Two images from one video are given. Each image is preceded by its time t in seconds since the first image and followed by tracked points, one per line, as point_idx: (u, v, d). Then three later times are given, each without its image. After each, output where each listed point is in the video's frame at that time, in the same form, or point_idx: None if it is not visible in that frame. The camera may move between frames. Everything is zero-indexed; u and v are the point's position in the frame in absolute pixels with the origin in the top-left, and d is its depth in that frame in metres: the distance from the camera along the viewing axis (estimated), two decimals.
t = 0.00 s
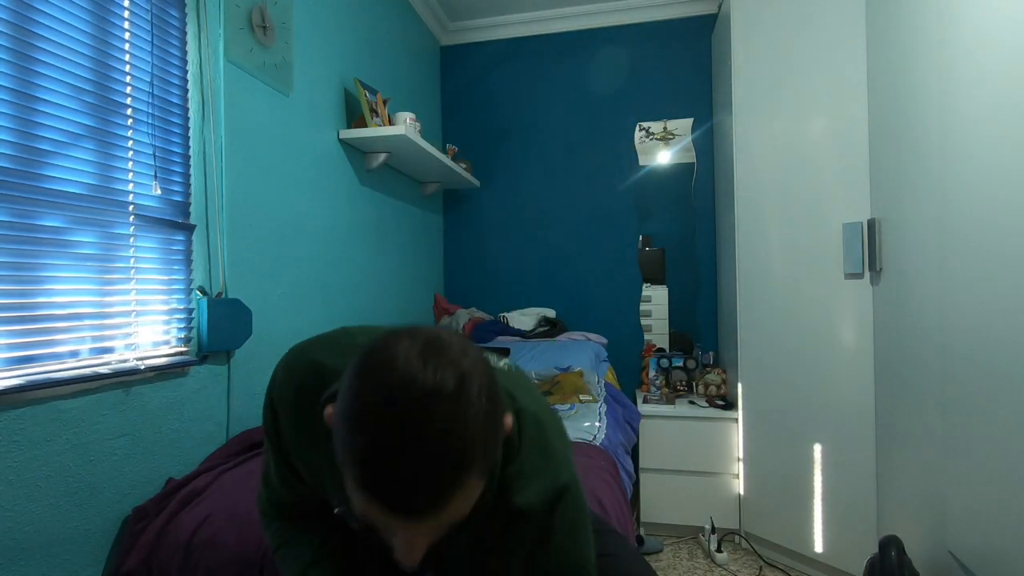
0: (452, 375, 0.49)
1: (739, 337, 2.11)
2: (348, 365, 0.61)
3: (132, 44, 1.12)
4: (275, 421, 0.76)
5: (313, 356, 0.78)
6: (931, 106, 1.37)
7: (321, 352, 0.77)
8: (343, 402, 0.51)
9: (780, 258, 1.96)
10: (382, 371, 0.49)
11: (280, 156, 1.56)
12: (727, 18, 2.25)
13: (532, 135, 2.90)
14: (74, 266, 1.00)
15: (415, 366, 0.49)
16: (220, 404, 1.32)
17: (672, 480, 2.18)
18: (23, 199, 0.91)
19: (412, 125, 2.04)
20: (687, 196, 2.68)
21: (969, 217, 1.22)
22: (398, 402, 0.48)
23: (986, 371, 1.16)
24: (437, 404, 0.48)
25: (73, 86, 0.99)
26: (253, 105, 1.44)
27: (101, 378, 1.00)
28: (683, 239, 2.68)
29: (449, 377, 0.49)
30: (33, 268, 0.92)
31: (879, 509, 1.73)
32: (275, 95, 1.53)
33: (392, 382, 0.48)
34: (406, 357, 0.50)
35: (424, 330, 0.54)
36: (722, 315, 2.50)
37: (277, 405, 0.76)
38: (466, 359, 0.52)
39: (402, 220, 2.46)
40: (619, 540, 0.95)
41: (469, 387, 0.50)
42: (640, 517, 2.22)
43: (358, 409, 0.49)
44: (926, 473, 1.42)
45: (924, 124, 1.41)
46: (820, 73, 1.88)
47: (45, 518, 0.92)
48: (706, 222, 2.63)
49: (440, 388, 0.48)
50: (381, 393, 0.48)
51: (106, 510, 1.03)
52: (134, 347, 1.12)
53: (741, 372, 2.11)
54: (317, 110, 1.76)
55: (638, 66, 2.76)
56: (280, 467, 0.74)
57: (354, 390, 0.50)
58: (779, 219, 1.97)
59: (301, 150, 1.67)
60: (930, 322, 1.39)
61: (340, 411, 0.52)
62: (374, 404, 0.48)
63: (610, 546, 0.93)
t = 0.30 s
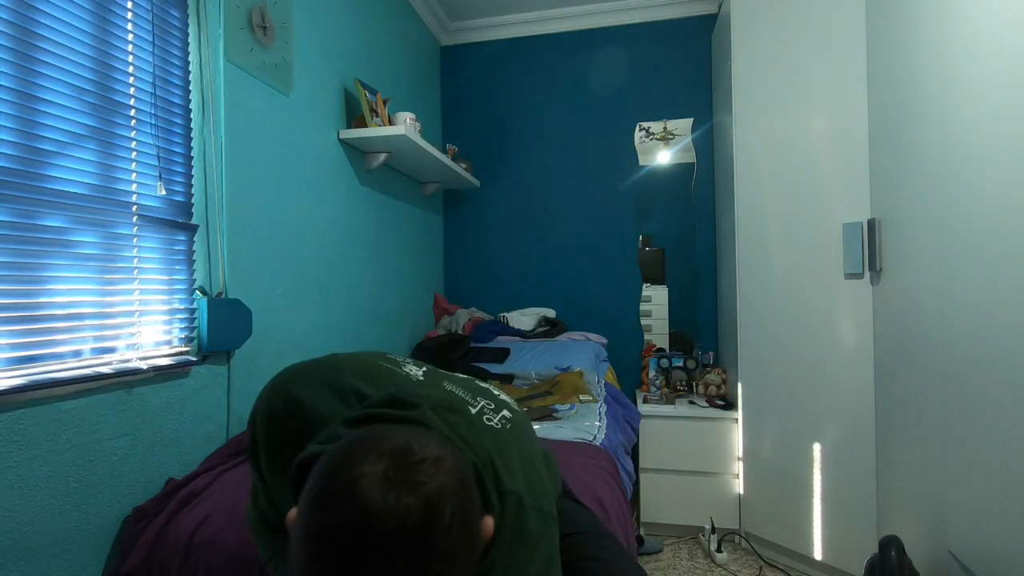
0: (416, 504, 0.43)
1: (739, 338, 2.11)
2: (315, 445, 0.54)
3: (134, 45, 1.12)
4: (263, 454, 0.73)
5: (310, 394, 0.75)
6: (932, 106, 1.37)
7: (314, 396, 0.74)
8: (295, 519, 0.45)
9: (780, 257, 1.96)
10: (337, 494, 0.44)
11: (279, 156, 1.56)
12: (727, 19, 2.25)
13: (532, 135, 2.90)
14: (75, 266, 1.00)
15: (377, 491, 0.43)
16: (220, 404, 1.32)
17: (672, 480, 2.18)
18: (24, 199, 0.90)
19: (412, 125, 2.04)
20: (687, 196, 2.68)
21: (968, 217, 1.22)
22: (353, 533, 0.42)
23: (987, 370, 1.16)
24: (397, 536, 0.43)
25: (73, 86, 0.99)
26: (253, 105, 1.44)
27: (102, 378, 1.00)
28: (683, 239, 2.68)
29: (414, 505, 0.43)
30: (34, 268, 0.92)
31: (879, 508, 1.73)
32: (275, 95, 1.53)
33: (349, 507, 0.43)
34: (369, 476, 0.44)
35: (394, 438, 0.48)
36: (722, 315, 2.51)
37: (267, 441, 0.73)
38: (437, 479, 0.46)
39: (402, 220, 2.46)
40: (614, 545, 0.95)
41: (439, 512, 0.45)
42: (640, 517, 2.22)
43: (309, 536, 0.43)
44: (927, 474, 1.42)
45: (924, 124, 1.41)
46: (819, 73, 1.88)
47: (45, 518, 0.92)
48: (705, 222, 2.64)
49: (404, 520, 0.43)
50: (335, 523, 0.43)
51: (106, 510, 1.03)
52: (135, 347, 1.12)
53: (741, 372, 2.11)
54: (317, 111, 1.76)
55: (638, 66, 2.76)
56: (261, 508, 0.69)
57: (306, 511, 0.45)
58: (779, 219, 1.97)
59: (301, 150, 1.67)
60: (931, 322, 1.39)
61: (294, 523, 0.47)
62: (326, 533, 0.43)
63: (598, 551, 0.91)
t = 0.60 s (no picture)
0: (370, 406, 0.48)
1: (739, 337, 2.11)
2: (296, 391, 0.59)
3: (135, 46, 1.12)
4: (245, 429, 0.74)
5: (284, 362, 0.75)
6: (932, 106, 1.37)
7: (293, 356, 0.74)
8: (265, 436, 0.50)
9: (780, 258, 1.96)
10: (300, 406, 0.48)
11: (279, 156, 1.56)
12: (727, 18, 2.25)
13: (531, 135, 2.90)
14: (75, 266, 1.00)
15: (336, 399, 0.47)
16: (220, 404, 1.32)
17: (672, 479, 2.18)
18: (24, 199, 0.90)
19: (412, 125, 2.04)
20: (687, 196, 2.68)
21: (968, 218, 1.22)
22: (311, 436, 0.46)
23: (986, 371, 1.16)
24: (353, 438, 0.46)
25: (74, 86, 0.99)
26: (253, 105, 1.44)
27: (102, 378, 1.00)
28: (683, 239, 2.68)
29: (370, 410, 0.47)
30: (34, 268, 0.92)
31: (878, 508, 1.73)
32: (275, 95, 1.53)
33: (310, 413, 0.47)
34: (330, 387, 0.48)
35: (353, 359, 0.53)
36: (722, 315, 2.51)
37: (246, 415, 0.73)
38: (393, 387, 0.50)
39: (402, 221, 2.46)
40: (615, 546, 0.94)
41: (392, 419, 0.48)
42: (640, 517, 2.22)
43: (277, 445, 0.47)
44: (927, 474, 1.42)
45: (924, 125, 1.41)
46: (819, 73, 1.88)
47: (45, 518, 0.92)
48: (705, 222, 2.64)
49: (361, 422, 0.46)
50: (298, 429, 0.47)
51: (107, 510, 1.03)
52: (136, 347, 1.12)
53: (741, 372, 2.11)
54: (317, 111, 1.75)
55: (638, 66, 2.76)
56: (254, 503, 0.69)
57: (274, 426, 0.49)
58: (779, 219, 1.97)
59: (301, 149, 1.67)
60: (931, 323, 1.39)
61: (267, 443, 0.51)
62: (291, 439, 0.47)
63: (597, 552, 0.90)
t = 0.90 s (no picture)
0: (386, 238, 0.57)
1: (739, 337, 2.11)
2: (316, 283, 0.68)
3: (134, 46, 1.12)
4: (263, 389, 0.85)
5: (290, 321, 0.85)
6: (932, 106, 1.37)
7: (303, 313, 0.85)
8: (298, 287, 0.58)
9: (780, 258, 1.96)
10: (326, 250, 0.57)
11: (279, 156, 1.56)
12: (727, 18, 2.25)
13: (532, 135, 2.90)
14: (75, 266, 1.00)
15: (356, 235, 0.56)
16: (220, 404, 1.32)
17: (672, 479, 2.18)
18: (24, 199, 0.90)
19: (413, 125, 2.04)
20: (687, 196, 2.68)
21: (968, 218, 1.22)
22: (339, 263, 0.54)
23: (986, 370, 1.16)
24: (371, 263, 0.54)
25: (73, 86, 0.99)
26: (254, 106, 1.44)
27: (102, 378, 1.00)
28: (683, 239, 2.68)
29: (381, 241, 0.56)
30: (33, 268, 0.92)
31: (878, 508, 1.73)
32: (275, 95, 1.53)
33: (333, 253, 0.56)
34: (347, 233, 0.57)
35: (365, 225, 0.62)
36: (722, 315, 2.51)
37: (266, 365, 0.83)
38: (402, 233, 0.59)
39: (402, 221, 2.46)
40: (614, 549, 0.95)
41: (400, 254, 0.56)
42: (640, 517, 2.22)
43: (310, 284, 0.56)
44: (927, 474, 1.42)
45: (924, 125, 1.41)
46: (820, 73, 1.88)
47: (46, 518, 0.92)
48: (706, 222, 2.64)
49: (373, 250, 0.55)
50: (323, 263, 0.55)
51: (106, 510, 1.03)
52: (135, 347, 1.12)
53: (741, 372, 2.11)
54: (317, 111, 1.75)
55: (638, 66, 2.76)
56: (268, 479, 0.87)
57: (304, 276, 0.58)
58: (779, 219, 1.97)
59: (301, 149, 1.67)
60: (931, 323, 1.39)
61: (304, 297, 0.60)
62: (320, 273, 0.55)
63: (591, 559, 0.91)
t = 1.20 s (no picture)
0: (421, 213, 0.64)
1: (739, 337, 2.11)
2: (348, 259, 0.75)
3: (134, 46, 1.13)
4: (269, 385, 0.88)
5: (300, 319, 0.90)
6: (931, 106, 1.37)
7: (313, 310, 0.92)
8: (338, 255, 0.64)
9: (780, 257, 1.96)
10: (367, 222, 0.63)
11: (279, 155, 1.56)
12: (727, 18, 2.25)
13: (532, 135, 2.90)
14: (74, 266, 1.00)
15: (394, 209, 0.63)
16: (219, 404, 1.32)
17: (672, 479, 2.18)
18: (23, 200, 0.91)
19: (412, 125, 2.04)
20: (687, 196, 2.68)
21: (969, 218, 1.22)
22: (381, 234, 0.61)
23: (986, 370, 1.16)
24: (411, 232, 0.61)
25: (73, 86, 0.99)
26: (254, 106, 1.44)
27: (101, 378, 1.00)
28: (683, 239, 2.68)
29: (419, 214, 0.63)
30: (32, 268, 0.92)
31: (878, 508, 1.73)
32: (275, 95, 1.53)
33: (374, 224, 0.62)
34: (384, 207, 0.64)
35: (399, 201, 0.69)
36: (722, 315, 2.50)
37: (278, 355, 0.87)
38: (434, 210, 0.66)
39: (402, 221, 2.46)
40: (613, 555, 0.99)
41: (435, 226, 0.64)
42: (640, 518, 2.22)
43: (352, 253, 0.62)
44: (927, 474, 1.42)
45: (924, 125, 1.41)
46: (819, 73, 1.88)
47: (46, 517, 0.92)
48: (706, 222, 2.63)
49: (411, 221, 0.62)
50: (365, 231, 0.62)
51: (106, 510, 1.03)
52: (134, 347, 1.12)
53: (741, 372, 2.11)
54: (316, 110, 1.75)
55: (638, 66, 2.76)
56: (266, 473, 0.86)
57: (344, 246, 0.64)
58: (779, 219, 1.97)
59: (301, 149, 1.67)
60: (931, 322, 1.39)
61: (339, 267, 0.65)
62: (363, 242, 0.61)
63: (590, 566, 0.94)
